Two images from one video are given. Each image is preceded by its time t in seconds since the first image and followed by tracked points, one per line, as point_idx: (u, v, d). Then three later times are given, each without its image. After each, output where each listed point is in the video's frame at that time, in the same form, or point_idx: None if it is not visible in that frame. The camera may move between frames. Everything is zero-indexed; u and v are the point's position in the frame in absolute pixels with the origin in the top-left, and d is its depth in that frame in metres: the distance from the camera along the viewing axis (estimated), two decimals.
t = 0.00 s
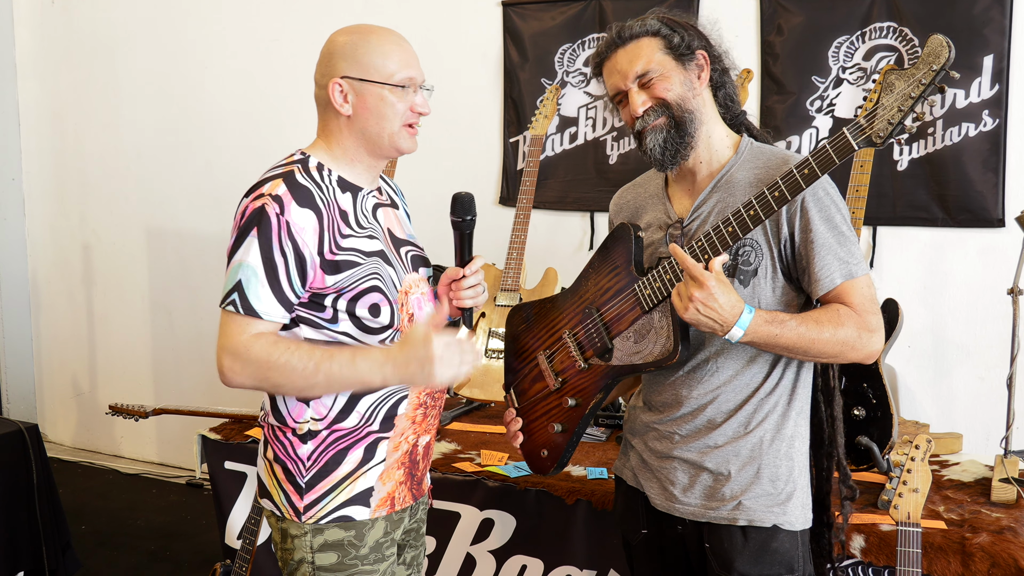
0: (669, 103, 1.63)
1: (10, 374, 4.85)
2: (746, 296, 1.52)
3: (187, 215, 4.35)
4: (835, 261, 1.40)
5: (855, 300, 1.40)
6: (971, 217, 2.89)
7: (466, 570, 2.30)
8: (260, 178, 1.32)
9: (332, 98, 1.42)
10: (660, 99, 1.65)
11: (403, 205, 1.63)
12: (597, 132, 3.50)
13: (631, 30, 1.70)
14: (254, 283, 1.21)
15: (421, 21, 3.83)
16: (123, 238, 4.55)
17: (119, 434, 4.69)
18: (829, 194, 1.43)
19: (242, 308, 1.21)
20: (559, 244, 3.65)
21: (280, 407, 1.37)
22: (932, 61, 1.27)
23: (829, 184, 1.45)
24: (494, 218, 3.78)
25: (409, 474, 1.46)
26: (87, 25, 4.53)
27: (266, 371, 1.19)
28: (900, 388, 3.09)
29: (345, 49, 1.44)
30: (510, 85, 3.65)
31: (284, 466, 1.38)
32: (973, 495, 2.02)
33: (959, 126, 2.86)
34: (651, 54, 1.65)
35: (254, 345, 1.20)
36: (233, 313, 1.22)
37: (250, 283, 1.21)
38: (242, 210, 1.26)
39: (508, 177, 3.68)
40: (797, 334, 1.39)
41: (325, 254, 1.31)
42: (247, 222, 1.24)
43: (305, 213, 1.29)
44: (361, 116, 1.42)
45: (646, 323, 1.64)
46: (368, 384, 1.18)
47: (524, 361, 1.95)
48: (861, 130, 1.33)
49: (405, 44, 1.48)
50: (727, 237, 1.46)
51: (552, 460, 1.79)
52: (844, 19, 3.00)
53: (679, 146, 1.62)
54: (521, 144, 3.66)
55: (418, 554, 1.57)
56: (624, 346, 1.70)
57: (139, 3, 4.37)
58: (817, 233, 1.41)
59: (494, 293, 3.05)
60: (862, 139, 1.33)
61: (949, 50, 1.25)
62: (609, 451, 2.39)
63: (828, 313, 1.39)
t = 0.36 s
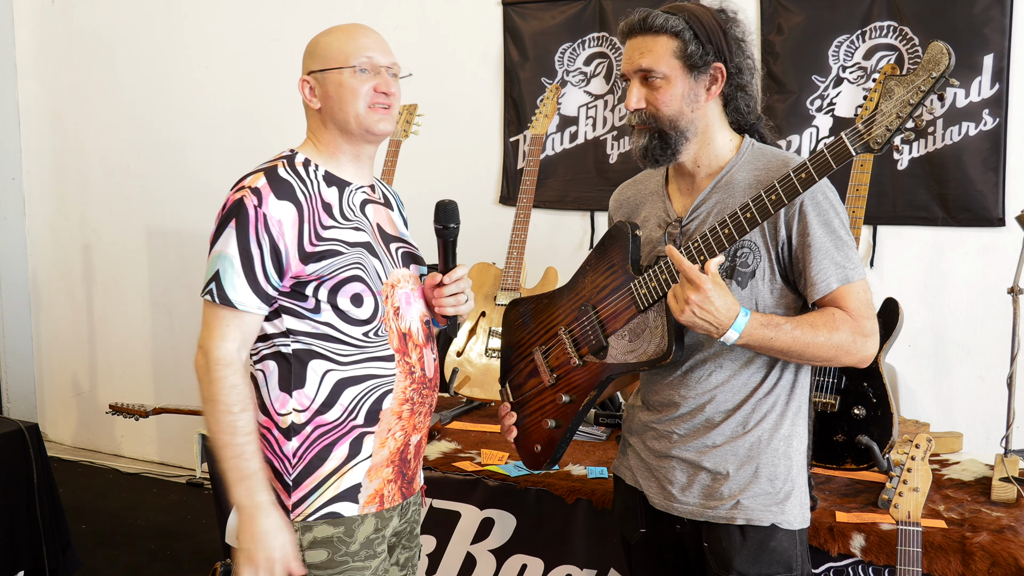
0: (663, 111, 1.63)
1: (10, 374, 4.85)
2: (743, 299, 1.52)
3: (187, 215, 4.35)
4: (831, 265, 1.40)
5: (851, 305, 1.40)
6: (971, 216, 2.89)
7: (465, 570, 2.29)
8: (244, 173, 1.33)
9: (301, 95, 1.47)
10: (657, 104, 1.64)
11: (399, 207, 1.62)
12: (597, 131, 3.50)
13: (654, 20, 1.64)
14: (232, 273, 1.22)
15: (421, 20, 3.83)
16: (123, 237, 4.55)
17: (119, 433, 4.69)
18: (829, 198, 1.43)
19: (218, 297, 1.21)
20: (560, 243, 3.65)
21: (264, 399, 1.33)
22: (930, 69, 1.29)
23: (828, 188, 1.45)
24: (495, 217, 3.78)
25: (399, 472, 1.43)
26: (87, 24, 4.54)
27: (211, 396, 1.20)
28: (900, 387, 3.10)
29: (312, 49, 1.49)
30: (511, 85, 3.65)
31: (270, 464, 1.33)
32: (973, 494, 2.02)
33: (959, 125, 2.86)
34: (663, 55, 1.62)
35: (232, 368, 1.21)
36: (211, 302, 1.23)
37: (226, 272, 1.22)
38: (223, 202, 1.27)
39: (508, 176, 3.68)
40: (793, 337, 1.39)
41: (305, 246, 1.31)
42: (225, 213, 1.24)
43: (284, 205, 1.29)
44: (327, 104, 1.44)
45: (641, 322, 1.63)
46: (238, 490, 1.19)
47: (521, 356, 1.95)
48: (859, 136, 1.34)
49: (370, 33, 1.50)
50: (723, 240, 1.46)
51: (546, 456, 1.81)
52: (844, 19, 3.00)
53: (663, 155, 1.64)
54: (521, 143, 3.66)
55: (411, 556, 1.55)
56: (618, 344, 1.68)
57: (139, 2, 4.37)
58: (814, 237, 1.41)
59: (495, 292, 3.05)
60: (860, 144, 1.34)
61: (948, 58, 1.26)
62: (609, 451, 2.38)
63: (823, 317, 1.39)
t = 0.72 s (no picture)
0: (658, 111, 1.64)
1: (10, 373, 4.85)
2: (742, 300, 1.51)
3: (187, 214, 4.35)
4: (829, 265, 1.40)
5: (849, 305, 1.40)
6: (971, 215, 2.89)
7: (465, 569, 2.29)
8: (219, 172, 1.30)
9: (284, 89, 1.42)
10: (653, 104, 1.65)
11: (388, 207, 1.58)
12: (597, 130, 3.50)
13: (657, 18, 1.64)
14: (207, 272, 1.18)
15: (421, 19, 3.83)
16: (123, 236, 4.55)
17: (119, 432, 4.69)
18: (828, 199, 1.43)
19: (195, 296, 1.18)
20: (560, 242, 3.65)
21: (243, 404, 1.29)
22: (928, 69, 1.29)
23: (826, 188, 1.45)
24: (495, 216, 3.78)
25: (384, 476, 1.38)
26: (87, 23, 4.53)
27: (192, 396, 1.16)
28: (900, 386, 3.10)
29: (295, 44, 1.45)
30: (511, 84, 3.65)
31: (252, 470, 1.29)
32: (973, 493, 2.02)
33: (959, 124, 2.86)
34: (661, 55, 1.62)
35: (212, 367, 1.17)
36: (188, 304, 1.19)
37: (202, 271, 1.18)
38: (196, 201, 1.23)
39: (508, 175, 3.69)
40: (792, 338, 1.39)
41: (280, 242, 1.27)
42: (201, 212, 1.21)
43: (259, 201, 1.25)
44: (311, 99, 1.40)
45: (640, 321, 1.62)
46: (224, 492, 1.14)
47: (520, 356, 1.95)
48: (858, 136, 1.33)
49: (354, 31, 1.47)
50: (722, 238, 1.46)
51: (545, 456, 1.81)
52: (844, 18, 3.00)
53: (656, 154, 1.65)
54: (521, 142, 3.66)
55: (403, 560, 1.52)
56: (618, 344, 1.68)
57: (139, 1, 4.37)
58: (812, 236, 1.41)
59: (495, 290, 3.05)
60: (859, 144, 1.33)
61: (947, 57, 1.27)
62: (609, 450, 2.39)
63: (820, 317, 1.39)
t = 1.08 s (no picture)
0: (657, 109, 1.64)
1: (10, 372, 4.85)
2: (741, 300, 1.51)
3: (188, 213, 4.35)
4: (828, 264, 1.40)
5: (848, 304, 1.40)
6: (972, 214, 2.89)
7: (465, 568, 2.29)
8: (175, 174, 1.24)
9: (246, 78, 1.34)
10: (654, 103, 1.64)
11: (351, 201, 1.53)
12: (597, 129, 3.51)
13: (654, 17, 1.64)
14: (168, 279, 1.12)
15: (421, 19, 3.83)
16: (123, 235, 4.55)
17: (119, 431, 4.69)
18: (827, 197, 1.43)
19: (157, 308, 1.12)
20: (560, 242, 3.65)
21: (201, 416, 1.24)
22: (925, 63, 1.29)
23: (824, 184, 1.45)
24: (495, 216, 3.78)
25: (352, 493, 1.35)
26: (86, 22, 4.53)
27: (174, 413, 1.10)
28: (900, 385, 3.10)
29: (259, 31, 1.37)
30: (511, 83, 3.65)
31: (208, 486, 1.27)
32: (973, 492, 2.02)
33: (959, 123, 2.86)
34: (660, 53, 1.62)
35: (183, 378, 1.11)
36: (149, 315, 1.13)
37: (163, 279, 1.12)
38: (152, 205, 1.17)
39: (508, 175, 3.69)
40: (792, 337, 1.39)
41: (241, 246, 1.21)
42: (156, 217, 1.15)
43: (218, 203, 1.19)
44: (277, 93, 1.33)
45: (639, 323, 1.62)
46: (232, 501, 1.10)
47: (519, 358, 1.95)
48: (854, 132, 1.34)
49: (322, 24, 1.40)
50: (720, 237, 1.46)
51: (545, 457, 1.81)
52: (845, 17, 3.00)
53: (655, 153, 1.65)
54: (521, 141, 3.66)
55: None
56: (618, 345, 1.68)
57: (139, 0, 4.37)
58: (811, 235, 1.40)
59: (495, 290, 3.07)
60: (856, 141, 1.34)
61: (943, 51, 1.27)
62: (609, 449, 2.39)
63: (820, 316, 1.39)
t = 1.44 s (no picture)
0: (662, 102, 1.64)
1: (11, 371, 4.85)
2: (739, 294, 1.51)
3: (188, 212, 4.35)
4: (833, 262, 1.40)
5: (854, 301, 1.40)
6: (972, 214, 2.89)
7: (465, 568, 2.29)
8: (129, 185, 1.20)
9: (211, 74, 1.32)
10: (659, 96, 1.64)
11: (316, 197, 1.53)
12: (597, 129, 3.51)
13: (661, 12, 1.64)
14: (126, 300, 1.09)
15: (421, 18, 3.83)
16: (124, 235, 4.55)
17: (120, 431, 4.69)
18: (829, 195, 1.43)
19: (116, 332, 1.08)
20: (560, 241, 3.65)
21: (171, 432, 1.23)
22: (926, 59, 1.29)
23: (828, 181, 1.45)
24: (495, 215, 3.78)
25: (329, 503, 1.35)
26: (86, 22, 4.53)
27: (130, 445, 1.07)
28: (901, 384, 3.10)
29: (226, 23, 1.34)
30: (511, 83, 3.65)
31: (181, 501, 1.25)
32: (973, 492, 2.02)
33: (960, 123, 2.86)
34: (666, 48, 1.62)
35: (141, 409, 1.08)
36: (105, 339, 1.09)
37: (121, 302, 1.09)
38: (108, 222, 1.14)
39: (509, 174, 3.69)
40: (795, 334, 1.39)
41: (208, 261, 1.20)
42: (113, 236, 1.12)
43: (180, 219, 1.17)
44: (244, 91, 1.31)
45: (642, 321, 1.64)
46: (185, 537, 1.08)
47: (519, 358, 1.94)
48: (857, 128, 1.33)
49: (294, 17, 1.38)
50: (722, 235, 1.46)
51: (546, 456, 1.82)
52: (845, 16, 3.00)
53: (657, 146, 1.64)
54: (521, 141, 3.66)
55: None
56: (619, 344, 1.69)
57: None
58: (815, 233, 1.41)
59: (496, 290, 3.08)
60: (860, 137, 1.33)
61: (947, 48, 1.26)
62: (609, 449, 2.39)
63: (825, 313, 1.39)
